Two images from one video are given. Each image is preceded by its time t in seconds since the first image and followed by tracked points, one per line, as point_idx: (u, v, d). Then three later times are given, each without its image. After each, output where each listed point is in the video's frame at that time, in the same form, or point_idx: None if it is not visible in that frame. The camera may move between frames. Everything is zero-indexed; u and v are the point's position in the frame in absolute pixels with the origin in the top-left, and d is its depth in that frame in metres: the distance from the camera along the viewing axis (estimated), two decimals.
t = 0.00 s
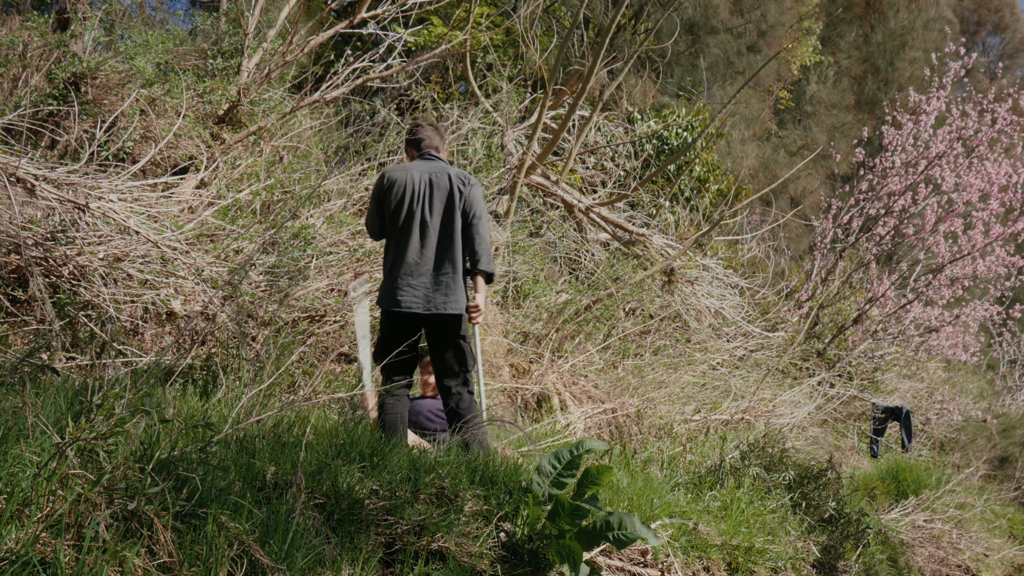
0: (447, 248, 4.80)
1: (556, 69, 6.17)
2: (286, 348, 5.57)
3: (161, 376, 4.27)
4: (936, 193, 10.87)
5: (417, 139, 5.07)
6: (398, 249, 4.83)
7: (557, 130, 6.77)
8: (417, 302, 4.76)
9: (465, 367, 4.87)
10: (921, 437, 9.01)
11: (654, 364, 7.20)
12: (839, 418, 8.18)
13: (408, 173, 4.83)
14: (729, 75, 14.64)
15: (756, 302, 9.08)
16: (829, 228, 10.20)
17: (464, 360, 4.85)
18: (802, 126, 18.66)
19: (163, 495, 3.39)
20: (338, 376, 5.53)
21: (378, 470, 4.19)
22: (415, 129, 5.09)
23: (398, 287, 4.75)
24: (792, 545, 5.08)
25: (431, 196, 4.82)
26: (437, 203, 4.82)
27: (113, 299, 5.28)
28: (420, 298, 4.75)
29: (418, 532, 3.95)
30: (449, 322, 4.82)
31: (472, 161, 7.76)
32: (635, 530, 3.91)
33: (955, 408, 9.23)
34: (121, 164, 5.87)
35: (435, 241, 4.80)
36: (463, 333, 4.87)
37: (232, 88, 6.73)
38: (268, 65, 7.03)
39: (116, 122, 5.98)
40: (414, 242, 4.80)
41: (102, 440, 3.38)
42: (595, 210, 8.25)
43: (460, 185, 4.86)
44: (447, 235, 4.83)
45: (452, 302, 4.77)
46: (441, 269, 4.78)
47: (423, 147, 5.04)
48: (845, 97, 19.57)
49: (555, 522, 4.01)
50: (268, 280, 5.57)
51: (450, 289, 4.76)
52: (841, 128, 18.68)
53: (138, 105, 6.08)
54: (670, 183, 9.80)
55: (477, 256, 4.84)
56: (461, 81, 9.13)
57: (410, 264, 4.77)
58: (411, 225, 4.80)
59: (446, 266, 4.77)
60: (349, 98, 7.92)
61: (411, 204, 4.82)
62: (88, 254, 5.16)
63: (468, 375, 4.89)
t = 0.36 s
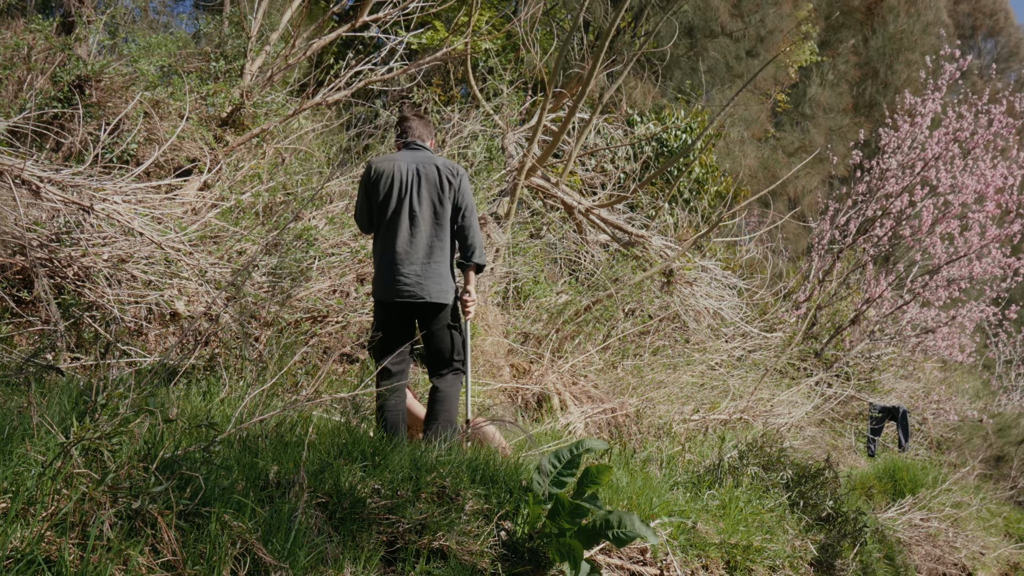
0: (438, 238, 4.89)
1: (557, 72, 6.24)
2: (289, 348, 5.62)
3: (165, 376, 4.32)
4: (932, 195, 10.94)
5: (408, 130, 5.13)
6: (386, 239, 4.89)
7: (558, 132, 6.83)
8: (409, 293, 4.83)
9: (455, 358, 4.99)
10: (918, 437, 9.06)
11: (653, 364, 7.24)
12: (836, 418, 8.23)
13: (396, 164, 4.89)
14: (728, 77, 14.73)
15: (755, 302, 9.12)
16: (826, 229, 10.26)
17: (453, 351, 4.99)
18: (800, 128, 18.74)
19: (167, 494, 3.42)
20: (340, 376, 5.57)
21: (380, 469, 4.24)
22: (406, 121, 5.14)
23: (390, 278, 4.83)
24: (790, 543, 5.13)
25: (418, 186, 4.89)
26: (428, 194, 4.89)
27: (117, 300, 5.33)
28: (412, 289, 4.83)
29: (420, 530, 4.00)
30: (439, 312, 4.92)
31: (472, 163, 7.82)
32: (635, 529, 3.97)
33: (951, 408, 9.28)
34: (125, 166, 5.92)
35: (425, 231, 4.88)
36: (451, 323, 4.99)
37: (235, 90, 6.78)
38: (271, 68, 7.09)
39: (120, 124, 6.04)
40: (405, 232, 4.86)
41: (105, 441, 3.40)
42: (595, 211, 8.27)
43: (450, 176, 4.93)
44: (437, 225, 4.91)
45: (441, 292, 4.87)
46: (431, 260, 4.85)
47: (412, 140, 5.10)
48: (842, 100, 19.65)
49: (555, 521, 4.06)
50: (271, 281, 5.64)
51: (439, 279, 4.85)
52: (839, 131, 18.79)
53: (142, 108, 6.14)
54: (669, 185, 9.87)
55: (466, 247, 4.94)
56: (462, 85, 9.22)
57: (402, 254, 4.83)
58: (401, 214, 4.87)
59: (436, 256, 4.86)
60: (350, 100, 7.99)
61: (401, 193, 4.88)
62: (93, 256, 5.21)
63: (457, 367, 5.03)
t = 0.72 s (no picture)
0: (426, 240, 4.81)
1: (557, 75, 6.28)
2: (291, 349, 5.67)
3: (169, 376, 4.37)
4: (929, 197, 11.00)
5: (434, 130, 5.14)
6: (384, 240, 4.97)
7: (558, 134, 6.88)
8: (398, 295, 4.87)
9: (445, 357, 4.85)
10: (915, 436, 9.12)
11: (652, 364, 7.26)
12: (834, 418, 8.29)
13: (392, 169, 4.97)
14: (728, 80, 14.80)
15: (753, 303, 9.17)
16: (824, 231, 10.32)
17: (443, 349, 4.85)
18: (798, 130, 18.81)
19: (171, 493, 3.47)
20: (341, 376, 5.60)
21: (382, 468, 4.29)
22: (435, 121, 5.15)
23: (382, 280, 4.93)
24: (788, 542, 5.19)
25: (408, 186, 4.87)
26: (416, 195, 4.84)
27: (121, 301, 5.37)
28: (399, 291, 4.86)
29: (421, 529, 4.05)
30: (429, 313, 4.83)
31: (473, 165, 7.88)
32: (635, 528, 4.02)
33: (948, 408, 9.34)
34: (129, 168, 5.99)
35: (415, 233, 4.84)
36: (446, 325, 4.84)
37: (239, 93, 6.85)
38: (273, 72, 7.15)
39: (124, 127, 6.11)
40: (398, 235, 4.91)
41: (110, 440, 3.48)
42: (595, 213, 8.28)
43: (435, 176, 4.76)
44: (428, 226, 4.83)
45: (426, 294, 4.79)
46: (417, 262, 4.81)
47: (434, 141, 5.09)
48: (839, 103, 19.73)
49: (555, 520, 4.11)
50: (274, 282, 5.69)
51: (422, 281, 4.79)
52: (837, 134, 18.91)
53: (145, 110, 6.20)
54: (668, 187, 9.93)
55: (445, 247, 4.71)
56: (463, 88, 9.29)
57: (391, 257, 4.90)
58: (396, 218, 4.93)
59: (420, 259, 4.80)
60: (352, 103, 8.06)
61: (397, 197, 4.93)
62: (97, 257, 5.26)
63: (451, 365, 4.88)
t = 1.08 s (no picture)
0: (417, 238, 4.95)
1: (558, 77, 6.33)
2: (294, 349, 5.70)
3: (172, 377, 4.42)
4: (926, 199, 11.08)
5: (456, 134, 5.33)
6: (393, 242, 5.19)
7: (559, 136, 6.93)
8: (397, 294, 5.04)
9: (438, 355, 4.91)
10: (912, 436, 9.17)
11: (652, 364, 7.27)
12: (831, 418, 8.34)
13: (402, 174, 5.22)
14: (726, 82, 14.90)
15: (751, 304, 9.22)
16: (822, 232, 10.37)
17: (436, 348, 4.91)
18: (796, 132, 18.89)
19: (174, 492, 3.52)
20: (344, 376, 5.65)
21: (384, 467, 4.33)
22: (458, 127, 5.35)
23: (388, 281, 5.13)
24: (786, 540, 5.24)
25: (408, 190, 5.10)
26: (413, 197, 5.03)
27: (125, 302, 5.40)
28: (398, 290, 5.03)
29: (422, 528, 4.10)
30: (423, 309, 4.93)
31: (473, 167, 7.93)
32: (634, 527, 4.07)
33: (945, 407, 9.39)
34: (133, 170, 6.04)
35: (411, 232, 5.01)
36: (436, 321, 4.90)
37: (242, 96, 6.93)
38: (276, 75, 7.22)
39: (128, 129, 6.18)
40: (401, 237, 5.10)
41: (114, 440, 3.50)
42: (595, 215, 8.36)
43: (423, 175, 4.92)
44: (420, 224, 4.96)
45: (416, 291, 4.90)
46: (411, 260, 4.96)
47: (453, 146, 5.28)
48: (837, 106, 19.84)
49: (556, 519, 4.17)
50: (276, 283, 5.74)
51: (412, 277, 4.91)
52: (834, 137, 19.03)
53: (149, 113, 6.26)
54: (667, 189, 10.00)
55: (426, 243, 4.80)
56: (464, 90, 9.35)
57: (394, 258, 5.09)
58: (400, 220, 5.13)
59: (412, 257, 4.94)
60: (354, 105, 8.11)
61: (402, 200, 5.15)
62: (101, 258, 5.29)
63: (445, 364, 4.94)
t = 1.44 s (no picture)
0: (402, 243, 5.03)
1: (558, 80, 6.38)
2: (296, 349, 5.77)
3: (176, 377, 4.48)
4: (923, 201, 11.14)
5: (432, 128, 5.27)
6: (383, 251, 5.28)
7: (558, 138, 6.99)
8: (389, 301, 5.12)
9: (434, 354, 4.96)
10: (909, 435, 9.23)
11: (651, 364, 7.33)
12: (828, 417, 8.40)
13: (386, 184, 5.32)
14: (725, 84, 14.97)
15: (750, 304, 9.28)
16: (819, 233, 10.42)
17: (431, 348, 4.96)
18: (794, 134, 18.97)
19: (178, 490, 3.54)
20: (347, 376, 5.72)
21: (385, 467, 4.39)
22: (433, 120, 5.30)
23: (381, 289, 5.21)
24: (784, 539, 5.29)
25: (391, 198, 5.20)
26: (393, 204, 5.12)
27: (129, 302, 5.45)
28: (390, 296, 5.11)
29: (423, 527, 4.15)
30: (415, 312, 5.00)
31: (474, 168, 8.00)
32: (634, 525, 4.12)
33: (941, 407, 9.45)
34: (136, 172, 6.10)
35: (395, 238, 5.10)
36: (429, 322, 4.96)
37: (244, 99, 7.01)
38: (279, 77, 7.29)
39: (132, 131, 6.25)
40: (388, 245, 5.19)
41: (118, 439, 3.50)
42: (595, 216, 8.44)
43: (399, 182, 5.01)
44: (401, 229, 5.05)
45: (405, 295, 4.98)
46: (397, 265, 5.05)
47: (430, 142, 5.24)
48: (835, 108, 19.92)
49: (556, 517, 4.22)
50: (279, 284, 5.79)
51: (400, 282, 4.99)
52: (831, 138, 19.09)
53: (153, 115, 6.33)
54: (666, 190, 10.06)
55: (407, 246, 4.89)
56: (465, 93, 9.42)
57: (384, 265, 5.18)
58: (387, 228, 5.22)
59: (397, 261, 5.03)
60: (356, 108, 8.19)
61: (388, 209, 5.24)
62: (105, 259, 5.35)
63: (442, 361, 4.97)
